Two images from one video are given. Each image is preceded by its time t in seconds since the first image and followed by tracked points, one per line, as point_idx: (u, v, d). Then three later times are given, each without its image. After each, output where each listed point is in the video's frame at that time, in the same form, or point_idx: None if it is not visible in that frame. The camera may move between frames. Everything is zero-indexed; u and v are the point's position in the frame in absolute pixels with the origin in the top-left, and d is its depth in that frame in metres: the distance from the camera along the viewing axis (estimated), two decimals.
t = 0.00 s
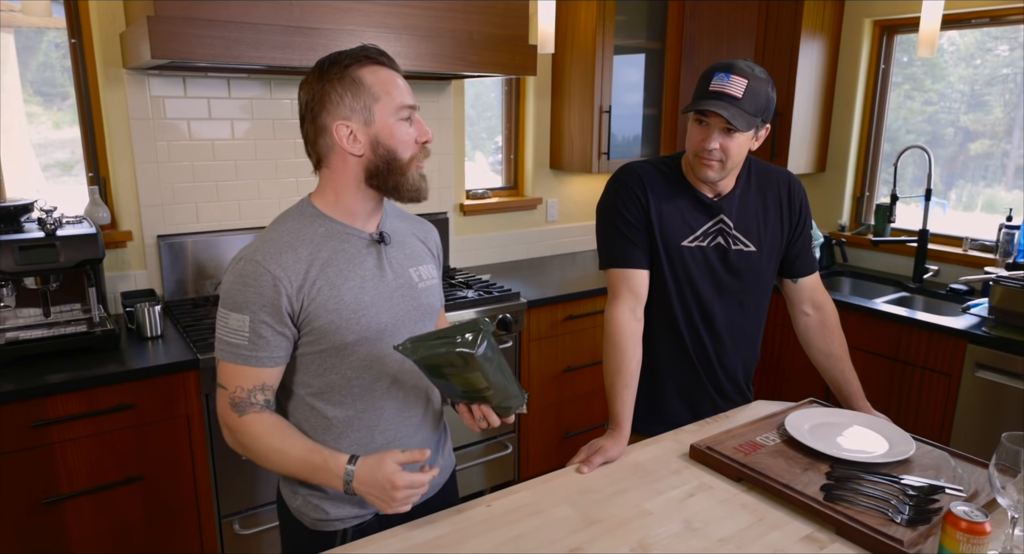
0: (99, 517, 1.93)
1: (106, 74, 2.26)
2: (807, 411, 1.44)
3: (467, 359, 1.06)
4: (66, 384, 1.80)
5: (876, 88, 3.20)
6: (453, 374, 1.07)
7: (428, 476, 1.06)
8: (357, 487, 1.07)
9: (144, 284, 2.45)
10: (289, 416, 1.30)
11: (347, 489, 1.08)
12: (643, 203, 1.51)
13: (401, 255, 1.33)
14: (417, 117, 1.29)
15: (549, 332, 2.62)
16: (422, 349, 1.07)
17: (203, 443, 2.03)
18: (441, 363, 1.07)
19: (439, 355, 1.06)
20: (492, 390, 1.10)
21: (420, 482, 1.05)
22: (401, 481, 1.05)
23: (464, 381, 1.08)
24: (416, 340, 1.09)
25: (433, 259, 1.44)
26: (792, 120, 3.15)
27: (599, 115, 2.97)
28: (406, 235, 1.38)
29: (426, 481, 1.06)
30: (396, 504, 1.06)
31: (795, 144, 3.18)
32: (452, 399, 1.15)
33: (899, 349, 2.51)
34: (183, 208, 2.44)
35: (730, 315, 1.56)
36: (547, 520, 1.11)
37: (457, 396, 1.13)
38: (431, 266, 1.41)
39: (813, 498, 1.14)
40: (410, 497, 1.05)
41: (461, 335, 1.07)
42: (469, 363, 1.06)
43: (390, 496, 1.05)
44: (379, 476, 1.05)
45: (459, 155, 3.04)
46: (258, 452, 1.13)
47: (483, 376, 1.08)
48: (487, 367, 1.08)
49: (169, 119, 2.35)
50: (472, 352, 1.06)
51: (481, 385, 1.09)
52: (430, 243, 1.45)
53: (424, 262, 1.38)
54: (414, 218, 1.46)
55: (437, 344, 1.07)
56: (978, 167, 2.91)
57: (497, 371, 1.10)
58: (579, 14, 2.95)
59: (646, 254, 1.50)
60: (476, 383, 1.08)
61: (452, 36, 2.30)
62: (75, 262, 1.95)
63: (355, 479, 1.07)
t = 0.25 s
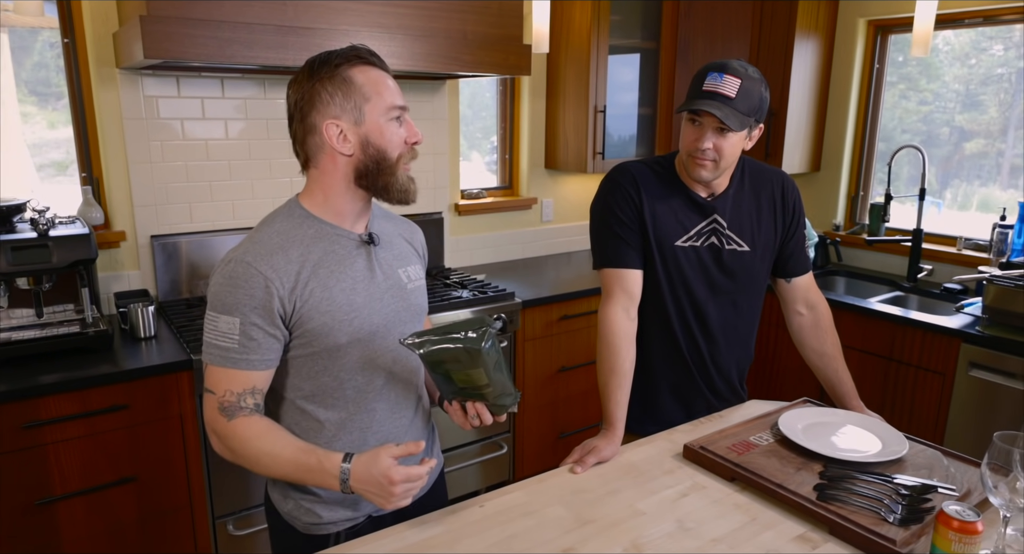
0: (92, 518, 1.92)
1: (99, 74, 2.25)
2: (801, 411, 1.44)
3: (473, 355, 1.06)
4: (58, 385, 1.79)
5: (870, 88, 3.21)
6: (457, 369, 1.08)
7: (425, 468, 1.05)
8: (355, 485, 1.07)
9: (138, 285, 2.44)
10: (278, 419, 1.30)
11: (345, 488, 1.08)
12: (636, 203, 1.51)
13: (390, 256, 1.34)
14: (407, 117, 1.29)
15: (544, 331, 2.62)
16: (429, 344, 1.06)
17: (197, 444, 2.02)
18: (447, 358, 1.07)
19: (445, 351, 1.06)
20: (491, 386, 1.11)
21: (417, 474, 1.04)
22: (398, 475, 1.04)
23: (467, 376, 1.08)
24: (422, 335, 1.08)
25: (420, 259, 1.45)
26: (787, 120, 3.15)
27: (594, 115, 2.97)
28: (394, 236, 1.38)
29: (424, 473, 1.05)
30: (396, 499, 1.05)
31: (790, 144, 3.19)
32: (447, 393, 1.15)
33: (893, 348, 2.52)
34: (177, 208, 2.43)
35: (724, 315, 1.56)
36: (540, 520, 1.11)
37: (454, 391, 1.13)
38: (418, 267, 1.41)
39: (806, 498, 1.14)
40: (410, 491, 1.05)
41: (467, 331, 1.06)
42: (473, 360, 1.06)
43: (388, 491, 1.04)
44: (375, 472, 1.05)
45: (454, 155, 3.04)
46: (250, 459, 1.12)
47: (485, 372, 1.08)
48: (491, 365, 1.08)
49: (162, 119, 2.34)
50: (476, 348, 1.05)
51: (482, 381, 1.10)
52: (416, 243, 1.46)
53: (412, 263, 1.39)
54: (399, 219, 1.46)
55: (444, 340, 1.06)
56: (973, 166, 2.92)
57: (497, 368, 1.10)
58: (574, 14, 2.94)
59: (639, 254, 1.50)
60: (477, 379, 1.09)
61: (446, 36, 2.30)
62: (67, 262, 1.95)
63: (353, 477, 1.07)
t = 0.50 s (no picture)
0: (85, 519, 1.91)
1: (92, 74, 2.24)
2: (794, 410, 1.44)
3: (465, 354, 1.06)
4: (50, 385, 1.78)
5: (865, 87, 3.21)
6: (448, 369, 1.08)
7: (415, 467, 1.05)
8: (343, 484, 1.07)
9: (131, 285, 2.43)
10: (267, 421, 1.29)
11: (334, 487, 1.08)
12: (629, 202, 1.51)
13: (380, 257, 1.33)
14: (398, 117, 1.29)
15: (539, 331, 2.62)
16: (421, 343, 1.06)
17: (190, 444, 2.02)
18: (439, 357, 1.07)
19: (437, 350, 1.06)
20: (482, 387, 1.10)
21: (406, 473, 1.04)
22: (387, 474, 1.03)
23: (459, 376, 1.08)
24: (414, 334, 1.08)
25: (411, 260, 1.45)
26: (782, 119, 3.16)
27: (589, 114, 2.97)
28: (384, 237, 1.38)
29: (413, 472, 1.04)
30: (386, 499, 1.04)
31: (785, 143, 3.19)
32: (439, 394, 1.15)
33: (887, 347, 2.52)
34: (171, 208, 2.42)
35: (717, 314, 1.56)
36: (533, 520, 1.10)
37: (445, 392, 1.13)
38: (409, 267, 1.41)
39: (800, 497, 1.14)
40: (399, 490, 1.04)
41: (459, 331, 1.07)
42: (465, 359, 1.06)
43: (377, 490, 1.04)
44: (364, 471, 1.04)
45: (449, 154, 3.03)
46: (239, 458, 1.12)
47: (477, 373, 1.08)
48: (483, 365, 1.08)
49: (156, 118, 2.33)
50: (468, 346, 1.05)
51: (474, 382, 1.09)
52: (407, 243, 1.45)
53: (403, 263, 1.38)
54: (390, 220, 1.46)
55: (436, 339, 1.06)
56: (968, 166, 2.92)
57: (489, 368, 1.10)
58: (569, 13, 2.94)
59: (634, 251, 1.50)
60: (469, 379, 1.08)
61: (440, 35, 2.29)
62: (60, 262, 1.94)
63: (342, 477, 1.07)
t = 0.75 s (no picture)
0: (78, 520, 1.90)
1: (85, 73, 2.23)
2: (788, 409, 1.44)
3: (453, 355, 1.06)
4: (43, 386, 1.77)
5: (860, 86, 3.22)
6: (437, 370, 1.07)
7: (398, 469, 1.05)
8: (326, 486, 1.07)
9: (125, 285, 2.42)
10: (257, 420, 1.29)
11: (317, 488, 1.08)
12: (621, 201, 1.52)
13: (373, 257, 1.33)
14: (390, 116, 1.29)
15: (534, 331, 2.61)
16: (409, 343, 1.06)
17: (183, 445, 2.01)
18: (427, 358, 1.06)
19: (425, 350, 1.06)
20: (473, 388, 1.10)
21: (390, 476, 1.04)
22: (370, 477, 1.03)
23: (448, 377, 1.08)
24: (402, 335, 1.08)
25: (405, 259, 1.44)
26: (777, 118, 3.16)
27: (584, 114, 2.96)
28: (378, 237, 1.38)
29: (396, 474, 1.04)
30: (369, 501, 1.04)
31: (779, 143, 3.19)
32: (432, 397, 1.15)
33: (881, 347, 2.53)
34: (165, 208, 2.41)
35: (713, 312, 1.56)
36: (526, 520, 1.10)
37: (437, 394, 1.13)
38: (403, 267, 1.41)
39: (793, 497, 1.14)
40: (382, 493, 1.04)
41: (448, 331, 1.07)
42: (454, 360, 1.06)
43: (360, 493, 1.04)
44: (347, 473, 1.04)
45: (443, 154, 3.03)
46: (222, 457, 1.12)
47: (467, 374, 1.08)
48: (472, 365, 1.08)
49: (149, 118, 2.32)
50: (457, 347, 1.05)
51: (464, 383, 1.09)
52: (402, 243, 1.45)
53: (397, 263, 1.38)
54: (385, 219, 1.45)
55: (424, 340, 1.06)
56: (964, 165, 2.93)
57: (479, 368, 1.10)
58: (563, 13, 2.94)
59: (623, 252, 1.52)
60: (459, 380, 1.08)
61: (435, 35, 2.29)
62: (53, 263, 1.93)
63: (324, 478, 1.06)
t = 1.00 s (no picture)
0: (72, 521, 1.90)
1: (78, 73, 2.22)
2: (781, 409, 1.44)
3: (444, 350, 1.06)
4: (36, 386, 1.76)
5: (855, 86, 3.22)
6: (428, 365, 1.07)
7: (391, 467, 1.05)
8: (319, 484, 1.07)
9: (119, 285, 2.42)
10: (251, 420, 1.29)
11: (309, 486, 1.08)
12: (609, 197, 1.56)
13: (366, 255, 1.33)
14: (384, 116, 1.29)
15: (529, 330, 2.61)
16: (399, 339, 1.05)
17: (177, 445, 2.00)
18: (418, 354, 1.06)
19: (416, 346, 1.05)
20: (466, 384, 1.10)
21: (382, 473, 1.04)
22: (362, 474, 1.03)
23: (440, 372, 1.08)
24: (392, 330, 1.07)
25: (399, 257, 1.44)
26: (772, 118, 3.16)
27: (579, 113, 2.96)
28: (371, 235, 1.37)
29: (388, 472, 1.04)
30: (361, 498, 1.04)
31: (775, 142, 3.20)
32: (426, 393, 1.15)
33: (876, 345, 2.53)
34: (159, 208, 2.41)
35: (708, 306, 1.56)
36: (519, 520, 1.10)
37: (431, 390, 1.13)
38: (397, 265, 1.41)
39: (786, 496, 1.14)
40: (374, 490, 1.04)
41: (438, 326, 1.06)
42: (445, 355, 1.06)
43: (352, 490, 1.04)
44: (339, 470, 1.04)
45: (439, 154, 3.03)
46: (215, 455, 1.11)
47: (458, 368, 1.08)
48: (463, 360, 1.08)
49: (143, 117, 2.32)
50: (447, 342, 1.05)
51: (456, 378, 1.09)
52: (396, 241, 1.45)
53: (390, 261, 1.38)
54: (378, 217, 1.45)
55: (414, 336, 1.05)
56: (961, 165, 2.93)
57: (471, 364, 1.10)
58: (559, 12, 2.94)
59: (603, 248, 1.58)
60: (451, 375, 1.08)
61: (429, 34, 2.28)
62: (46, 262, 1.92)
63: (316, 475, 1.06)
